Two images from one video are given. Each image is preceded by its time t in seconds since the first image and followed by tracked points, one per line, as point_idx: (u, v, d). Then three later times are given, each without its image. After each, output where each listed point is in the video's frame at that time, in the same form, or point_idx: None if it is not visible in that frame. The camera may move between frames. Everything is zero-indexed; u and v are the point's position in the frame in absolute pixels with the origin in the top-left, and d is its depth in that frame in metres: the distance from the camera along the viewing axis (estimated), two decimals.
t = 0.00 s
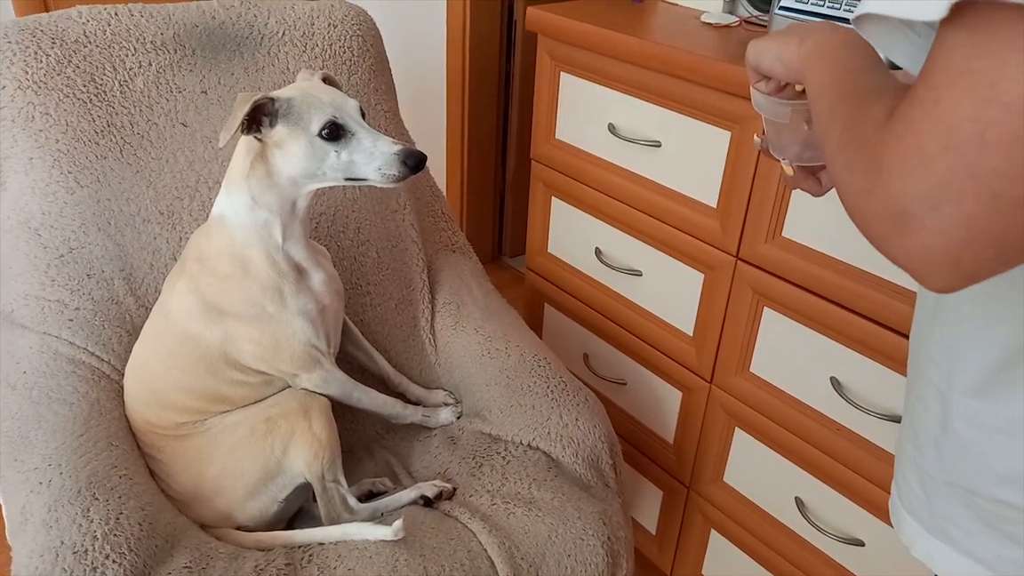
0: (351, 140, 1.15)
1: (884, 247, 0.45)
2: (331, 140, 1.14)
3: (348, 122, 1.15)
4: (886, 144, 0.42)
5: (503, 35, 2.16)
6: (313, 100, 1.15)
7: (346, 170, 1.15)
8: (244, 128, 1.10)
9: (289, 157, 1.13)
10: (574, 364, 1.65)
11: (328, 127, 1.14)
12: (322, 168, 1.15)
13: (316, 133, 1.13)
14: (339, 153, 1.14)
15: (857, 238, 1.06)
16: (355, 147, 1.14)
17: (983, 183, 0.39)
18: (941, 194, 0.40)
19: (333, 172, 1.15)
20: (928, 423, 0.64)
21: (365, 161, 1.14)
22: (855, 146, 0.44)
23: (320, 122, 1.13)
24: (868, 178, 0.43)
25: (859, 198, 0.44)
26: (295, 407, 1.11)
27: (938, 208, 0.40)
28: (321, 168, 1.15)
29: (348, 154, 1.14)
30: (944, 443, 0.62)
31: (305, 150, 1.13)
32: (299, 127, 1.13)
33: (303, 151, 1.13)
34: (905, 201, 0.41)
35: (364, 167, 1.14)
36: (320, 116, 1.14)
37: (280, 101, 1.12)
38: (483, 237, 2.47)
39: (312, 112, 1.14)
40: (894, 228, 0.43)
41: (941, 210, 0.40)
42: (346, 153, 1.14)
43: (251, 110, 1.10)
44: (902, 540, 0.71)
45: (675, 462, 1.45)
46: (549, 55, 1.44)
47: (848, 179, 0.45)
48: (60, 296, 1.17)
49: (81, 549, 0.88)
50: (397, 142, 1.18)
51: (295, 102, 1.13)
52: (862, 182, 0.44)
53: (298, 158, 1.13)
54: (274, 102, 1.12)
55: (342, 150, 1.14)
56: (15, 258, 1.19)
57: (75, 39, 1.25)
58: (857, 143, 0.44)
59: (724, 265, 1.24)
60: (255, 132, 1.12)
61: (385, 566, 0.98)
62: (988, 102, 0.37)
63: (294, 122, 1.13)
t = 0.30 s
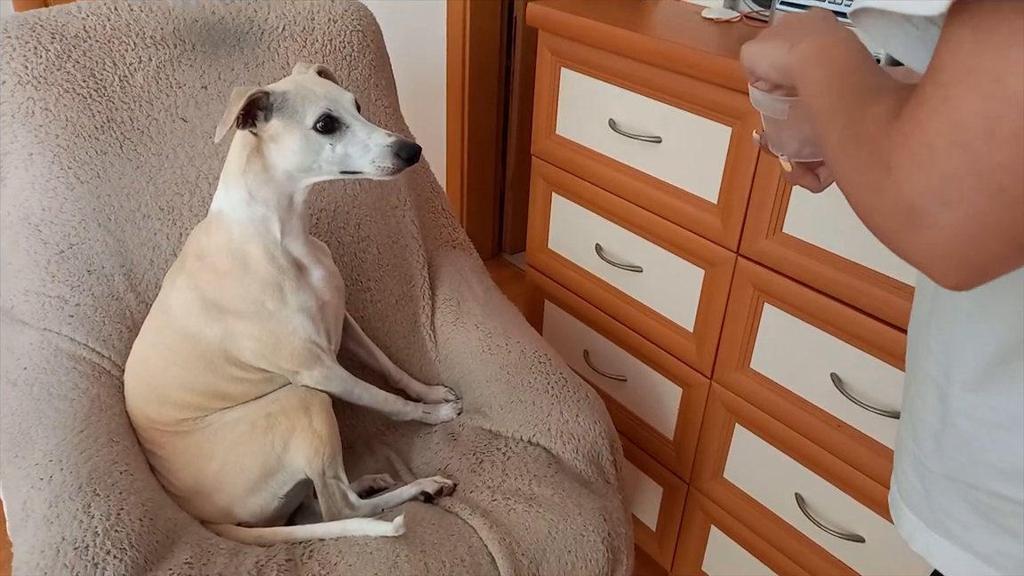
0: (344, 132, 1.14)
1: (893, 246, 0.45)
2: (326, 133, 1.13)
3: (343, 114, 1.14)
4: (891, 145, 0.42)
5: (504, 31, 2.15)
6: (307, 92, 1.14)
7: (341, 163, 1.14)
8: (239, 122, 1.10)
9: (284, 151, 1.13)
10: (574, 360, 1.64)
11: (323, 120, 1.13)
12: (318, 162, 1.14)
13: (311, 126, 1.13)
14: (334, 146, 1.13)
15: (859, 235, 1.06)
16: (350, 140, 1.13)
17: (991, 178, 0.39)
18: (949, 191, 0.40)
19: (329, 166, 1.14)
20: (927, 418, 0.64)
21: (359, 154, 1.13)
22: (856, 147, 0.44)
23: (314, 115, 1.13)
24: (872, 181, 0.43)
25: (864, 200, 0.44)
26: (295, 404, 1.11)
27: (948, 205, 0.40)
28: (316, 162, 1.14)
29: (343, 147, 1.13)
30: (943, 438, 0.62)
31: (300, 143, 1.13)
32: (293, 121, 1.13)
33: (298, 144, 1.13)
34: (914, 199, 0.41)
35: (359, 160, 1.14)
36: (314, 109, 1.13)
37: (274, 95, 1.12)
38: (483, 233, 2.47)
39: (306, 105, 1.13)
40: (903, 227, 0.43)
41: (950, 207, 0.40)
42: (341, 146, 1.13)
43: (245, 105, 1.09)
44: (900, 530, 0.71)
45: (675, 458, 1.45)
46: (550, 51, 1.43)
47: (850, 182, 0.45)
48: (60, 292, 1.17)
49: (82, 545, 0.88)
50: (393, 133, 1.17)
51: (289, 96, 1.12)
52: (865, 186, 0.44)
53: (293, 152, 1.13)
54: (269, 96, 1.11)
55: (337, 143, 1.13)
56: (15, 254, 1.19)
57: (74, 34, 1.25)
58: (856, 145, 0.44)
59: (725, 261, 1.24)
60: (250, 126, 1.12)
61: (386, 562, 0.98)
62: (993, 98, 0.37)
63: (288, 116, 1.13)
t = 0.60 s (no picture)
0: (341, 130, 1.14)
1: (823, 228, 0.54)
2: (323, 132, 1.14)
3: (338, 113, 1.15)
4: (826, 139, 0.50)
5: (504, 35, 2.16)
6: (301, 92, 1.14)
7: (340, 162, 1.15)
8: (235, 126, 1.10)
9: (281, 152, 1.13)
10: (575, 363, 1.65)
11: (319, 119, 1.14)
12: (316, 161, 1.14)
13: (307, 125, 1.13)
14: (331, 145, 1.14)
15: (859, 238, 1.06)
16: (347, 138, 1.14)
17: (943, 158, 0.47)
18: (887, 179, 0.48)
19: (327, 165, 1.15)
20: (925, 419, 0.64)
21: (357, 150, 1.14)
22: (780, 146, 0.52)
23: (309, 114, 1.13)
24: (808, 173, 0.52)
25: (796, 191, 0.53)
26: (295, 406, 1.11)
27: (884, 191, 0.49)
28: (314, 162, 1.14)
29: (341, 145, 1.14)
30: (941, 439, 0.62)
31: (297, 144, 1.13)
32: (290, 122, 1.13)
33: (296, 145, 1.13)
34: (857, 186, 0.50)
35: (357, 157, 1.14)
36: (309, 108, 1.13)
37: (269, 98, 1.12)
38: (483, 236, 2.47)
39: (302, 105, 1.13)
40: (841, 210, 0.52)
41: (885, 192, 0.49)
42: (338, 144, 1.14)
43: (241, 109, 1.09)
44: (901, 537, 0.72)
45: (676, 461, 1.45)
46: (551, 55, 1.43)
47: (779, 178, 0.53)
48: (61, 294, 1.17)
49: (82, 547, 0.88)
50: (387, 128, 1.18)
51: (284, 97, 1.13)
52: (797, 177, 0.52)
53: (291, 153, 1.13)
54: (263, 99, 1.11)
55: (334, 142, 1.14)
56: (16, 256, 1.19)
57: (76, 37, 1.25)
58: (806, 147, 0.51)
59: (725, 265, 1.24)
60: (246, 130, 1.12)
61: (386, 564, 0.98)
62: (932, 106, 0.45)
63: (284, 117, 1.13)
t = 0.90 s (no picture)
0: (328, 110, 1.11)
1: (660, 143, 0.61)
2: (311, 116, 1.11)
3: (325, 94, 1.11)
4: (658, 65, 0.57)
5: (505, 32, 2.16)
6: (289, 81, 1.12)
7: (334, 142, 1.11)
8: (229, 130, 1.10)
9: (281, 146, 1.12)
10: (576, 361, 1.64)
11: (306, 103, 1.11)
12: (312, 148, 1.12)
13: (296, 111, 1.11)
14: (321, 127, 1.11)
15: (861, 236, 1.06)
16: (335, 117, 1.10)
17: (788, 89, 0.52)
18: (725, 95, 0.55)
19: (321, 148, 1.12)
20: (920, 404, 0.62)
21: (344, 128, 1.10)
22: (621, 71, 0.59)
23: (297, 99, 1.11)
24: (641, 93, 0.58)
25: (626, 114, 0.60)
26: (296, 402, 1.12)
27: (724, 101, 0.56)
28: (310, 148, 1.12)
29: (331, 125, 1.10)
30: (943, 422, 0.60)
31: (291, 133, 1.11)
32: (280, 112, 1.11)
33: (290, 134, 1.11)
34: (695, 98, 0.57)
35: (346, 136, 1.10)
36: (296, 94, 1.11)
37: (256, 95, 1.10)
38: (485, 234, 2.47)
39: (288, 92, 1.11)
40: (678, 124, 0.59)
41: (725, 100, 0.55)
42: (328, 125, 1.10)
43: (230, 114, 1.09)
44: (902, 526, 0.68)
45: (677, 458, 1.45)
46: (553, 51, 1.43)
47: (614, 100, 0.60)
48: (63, 290, 1.17)
49: (84, 543, 0.88)
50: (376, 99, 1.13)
51: (270, 90, 1.11)
52: (627, 100, 0.59)
53: (287, 145, 1.12)
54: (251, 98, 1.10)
55: (323, 124, 1.11)
56: (18, 251, 1.19)
57: (78, 33, 1.25)
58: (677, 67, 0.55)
59: (727, 262, 1.24)
60: (242, 131, 1.12)
61: (388, 560, 0.98)
62: (775, 41, 0.50)
63: (274, 109, 1.11)
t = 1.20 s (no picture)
0: (328, 99, 1.11)
1: (638, 132, 0.62)
2: (313, 109, 1.11)
3: (321, 85, 1.12)
4: (632, 54, 0.58)
5: (505, 37, 2.16)
6: (287, 87, 1.14)
7: (341, 129, 1.11)
8: (241, 152, 1.11)
9: (293, 151, 1.13)
10: (576, 366, 1.64)
11: (306, 98, 1.11)
12: (322, 143, 1.12)
13: (298, 109, 1.11)
14: (325, 117, 1.11)
15: (860, 242, 1.07)
16: (336, 103, 1.10)
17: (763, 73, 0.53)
18: (699, 83, 0.56)
19: (330, 141, 1.12)
20: (911, 406, 0.62)
21: (345, 110, 1.10)
22: (596, 63, 0.60)
23: (297, 97, 1.12)
24: (616, 82, 0.59)
25: (603, 104, 0.61)
26: (297, 407, 1.12)
27: (698, 85, 0.56)
28: (319, 145, 1.12)
29: (334, 112, 1.10)
30: (935, 424, 0.60)
31: (299, 133, 1.11)
32: (285, 117, 1.12)
33: (298, 136, 1.12)
34: (670, 87, 0.58)
35: (349, 115, 1.10)
36: (296, 95, 1.12)
37: (257, 113, 1.11)
38: (484, 238, 2.47)
39: (288, 96, 1.12)
40: (654, 111, 0.60)
41: (697, 84, 0.56)
42: (331, 113, 1.10)
43: (235, 136, 1.09)
44: (894, 527, 0.67)
45: (676, 464, 1.45)
46: (553, 56, 1.43)
47: (591, 91, 0.61)
48: (63, 294, 1.17)
49: (84, 547, 0.88)
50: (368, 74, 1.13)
51: (269, 102, 1.12)
52: (603, 90, 0.60)
53: (298, 149, 1.13)
54: (253, 116, 1.11)
55: (325, 113, 1.11)
56: (18, 255, 1.19)
57: (80, 38, 1.25)
58: (652, 48, 0.56)
59: (727, 268, 1.24)
60: (252, 150, 1.12)
61: (387, 564, 0.98)
62: (747, 26, 0.52)
63: (279, 117, 1.12)
